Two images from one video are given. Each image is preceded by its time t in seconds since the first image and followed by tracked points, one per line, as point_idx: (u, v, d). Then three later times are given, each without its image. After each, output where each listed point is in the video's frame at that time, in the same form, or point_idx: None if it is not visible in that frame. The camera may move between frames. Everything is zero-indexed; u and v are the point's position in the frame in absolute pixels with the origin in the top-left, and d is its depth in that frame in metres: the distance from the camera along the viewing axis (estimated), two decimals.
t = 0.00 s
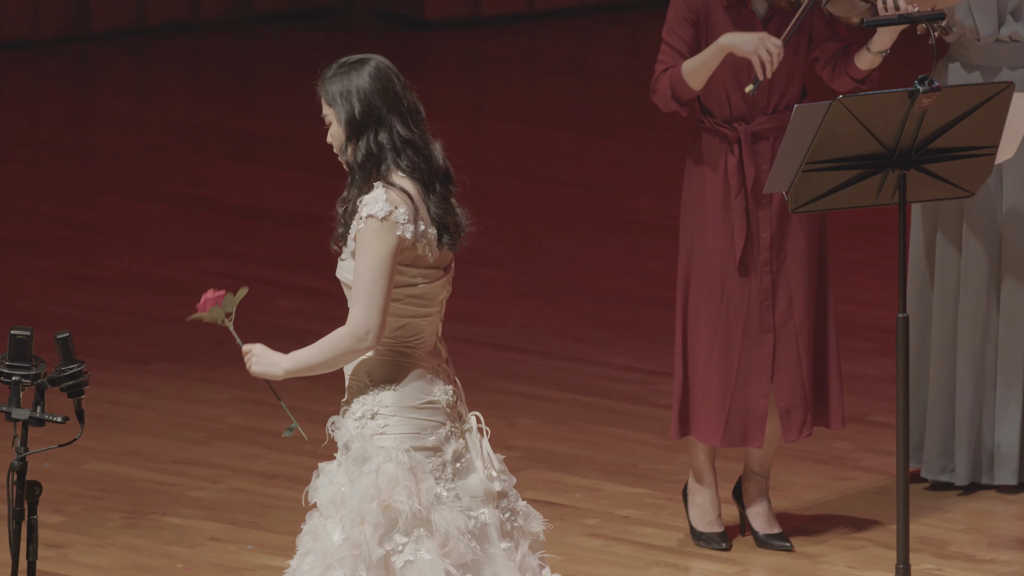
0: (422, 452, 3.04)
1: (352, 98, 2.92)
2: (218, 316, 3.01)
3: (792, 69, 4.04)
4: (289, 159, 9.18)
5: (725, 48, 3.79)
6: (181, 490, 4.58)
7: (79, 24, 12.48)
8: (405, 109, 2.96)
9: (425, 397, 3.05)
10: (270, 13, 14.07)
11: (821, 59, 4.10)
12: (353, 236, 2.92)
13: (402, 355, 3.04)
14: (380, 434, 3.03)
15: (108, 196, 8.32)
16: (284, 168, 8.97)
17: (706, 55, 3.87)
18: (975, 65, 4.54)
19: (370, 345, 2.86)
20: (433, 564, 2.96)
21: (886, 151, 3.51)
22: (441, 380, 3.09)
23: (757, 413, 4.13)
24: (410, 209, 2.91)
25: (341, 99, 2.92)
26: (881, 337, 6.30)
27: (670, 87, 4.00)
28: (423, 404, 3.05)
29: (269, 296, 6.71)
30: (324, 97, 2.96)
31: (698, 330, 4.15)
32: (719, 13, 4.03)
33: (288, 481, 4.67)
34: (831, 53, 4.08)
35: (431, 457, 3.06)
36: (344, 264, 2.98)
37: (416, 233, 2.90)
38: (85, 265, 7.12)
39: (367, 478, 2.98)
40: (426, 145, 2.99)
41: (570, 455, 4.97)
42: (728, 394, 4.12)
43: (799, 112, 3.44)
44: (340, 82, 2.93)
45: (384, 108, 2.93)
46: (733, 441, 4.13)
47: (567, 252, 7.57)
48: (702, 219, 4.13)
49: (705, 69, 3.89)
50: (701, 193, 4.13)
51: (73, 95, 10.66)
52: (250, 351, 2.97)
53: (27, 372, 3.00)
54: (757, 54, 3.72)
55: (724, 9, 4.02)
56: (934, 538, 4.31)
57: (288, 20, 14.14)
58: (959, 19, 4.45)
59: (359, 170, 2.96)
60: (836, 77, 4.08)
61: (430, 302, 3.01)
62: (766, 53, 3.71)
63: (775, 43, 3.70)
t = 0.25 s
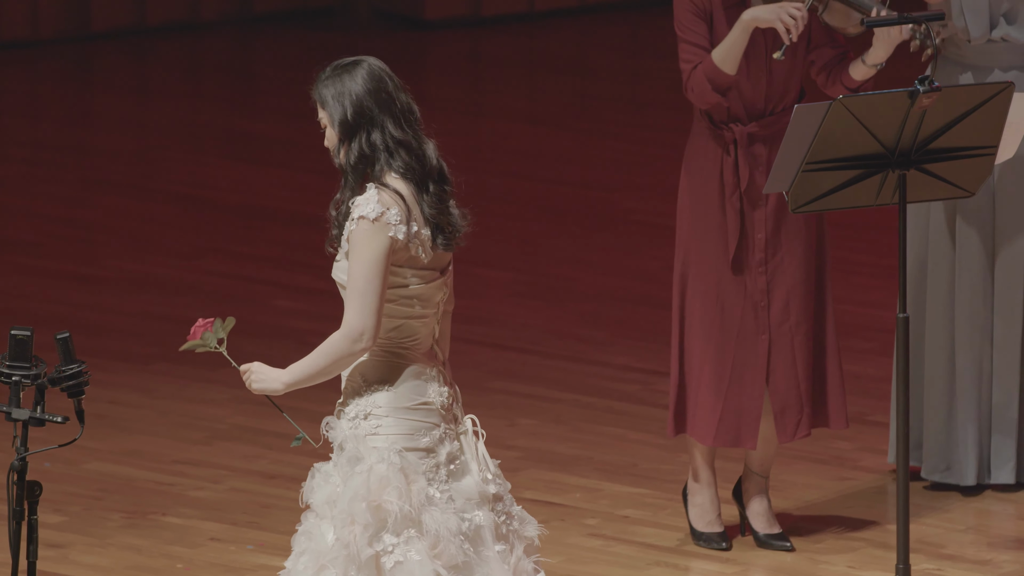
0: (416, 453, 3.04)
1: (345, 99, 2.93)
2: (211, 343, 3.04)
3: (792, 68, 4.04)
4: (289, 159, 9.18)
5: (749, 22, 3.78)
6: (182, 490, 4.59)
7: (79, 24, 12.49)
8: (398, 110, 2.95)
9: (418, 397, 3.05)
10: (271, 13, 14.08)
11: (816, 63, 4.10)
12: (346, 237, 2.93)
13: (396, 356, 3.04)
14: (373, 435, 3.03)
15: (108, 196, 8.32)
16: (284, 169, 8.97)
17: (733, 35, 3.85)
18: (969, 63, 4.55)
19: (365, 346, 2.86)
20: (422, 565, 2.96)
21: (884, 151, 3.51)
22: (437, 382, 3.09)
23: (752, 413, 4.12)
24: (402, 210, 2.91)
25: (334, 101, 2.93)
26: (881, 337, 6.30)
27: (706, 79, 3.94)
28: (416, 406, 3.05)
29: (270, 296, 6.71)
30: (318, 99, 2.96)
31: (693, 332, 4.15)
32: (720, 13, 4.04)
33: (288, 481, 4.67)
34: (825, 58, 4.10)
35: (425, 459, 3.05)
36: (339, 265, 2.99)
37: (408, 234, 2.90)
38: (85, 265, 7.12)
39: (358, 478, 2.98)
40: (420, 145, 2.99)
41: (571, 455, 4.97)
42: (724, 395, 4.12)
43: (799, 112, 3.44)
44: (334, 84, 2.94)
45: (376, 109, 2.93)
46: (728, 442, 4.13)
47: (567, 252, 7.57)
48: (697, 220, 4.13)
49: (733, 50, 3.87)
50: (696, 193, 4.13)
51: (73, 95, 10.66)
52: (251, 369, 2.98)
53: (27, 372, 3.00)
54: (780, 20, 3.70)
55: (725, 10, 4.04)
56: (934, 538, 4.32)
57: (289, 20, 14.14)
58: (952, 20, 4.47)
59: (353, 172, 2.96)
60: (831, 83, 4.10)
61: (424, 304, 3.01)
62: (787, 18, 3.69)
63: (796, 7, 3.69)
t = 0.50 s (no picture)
0: (410, 453, 3.03)
1: (342, 98, 2.93)
2: (215, 346, 3.03)
3: (791, 72, 4.04)
4: (289, 159, 9.18)
5: (755, 26, 3.77)
6: (182, 490, 4.59)
7: (79, 24, 12.49)
8: (394, 108, 2.95)
9: (414, 397, 3.04)
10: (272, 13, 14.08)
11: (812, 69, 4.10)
12: (343, 236, 2.93)
13: (393, 356, 3.04)
14: (369, 433, 3.02)
15: (108, 197, 8.32)
16: (285, 169, 8.97)
17: (739, 37, 3.85)
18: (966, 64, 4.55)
19: (363, 346, 2.86)
20: (413, 565, 2.95)
21: (886, 151, 3.51)
22: (433, 382, 3.08)
23: (747, 413, 4.12)
24: (398, 208, 2.90)
25: (331, 100, 2.94)
26: (881, 337, 6.30)
27: (710, 81, 3.95)
28: (411, 405, 3.04)
29: (270, 297, 6.71)
30: (315, 99, 2.97)
31: (690, 332, 4.16)
32: (722, 15, 4.03)
33: (289, 481, 4.67)
34: (821, 64, 4.09)
35: (419, 458, 3.04)
36: (335, 264, 2.98)
37: (404, 233, 2.90)
38: (85, 265, 7.11)
39: (352, 477, 2.98)
40: (417, 144, 2.98)
41: (571, 455, 4.97)
42: (720, 396, 4.12)
43: (799, 113, 3.42)
44: (331, 83, 2.95)
45: (372, 108, 2.93)
46: (722, 440, 4.13)
47: (568, 252, 7.57)
48: (696, 220, 4.13)
49: (738, 52, 3.87)
50: (695, 195, 4.13)
51: (74, 95, 10.66)
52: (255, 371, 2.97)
53: (28, 372, 3.00)
54: (787, 26, 3.68)
55: (726, 12, 4.03)
56: (934, 538, 4.31)
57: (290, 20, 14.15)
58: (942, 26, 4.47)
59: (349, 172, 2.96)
60: (824, 90, 4.10)
61: (421, 304, 3.01)
62: (795, 23, 3.68)
63: (804, 12, 3.67)
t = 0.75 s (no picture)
0: (408, 450, 3.02)
1: (337, 98, 2.93)
2: (215, 341, 3.04)
3: (787, 71, 4.03)
4: (289, 159, 9.18)
5: (752, 20, 3.77)
6: (183, 490, 4.59)
7: (79, 23, 12.49)
8: (390, 107, 2.96)
9: (413, 394, 3.05)
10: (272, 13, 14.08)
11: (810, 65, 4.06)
12: (343, 237, 2.92)
13: (394, 355, 3.04)
14: (366, 431, 3.02)
15: (108, 196, 8.32)
16: (286, 168, 8.96)
17: (736, 33, 3.85)
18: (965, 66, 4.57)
19: (367, 344, 2.85)
20: (410, 563, 2.94)
21: (886, 151, 3.51)
22: (432, 381, 3.08)
23: (747, 410, 4.13)
24: (398, 206, 2.90)
25: (327, 101, 2.94)
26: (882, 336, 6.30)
27: (709, 78, 3.94)
28: (409, 403, 3.04)
29: (270, 296, 6.71)
30: (310, 101, 2.97)
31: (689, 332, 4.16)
32: (720, 13, 4.03)
33: (289, 481, 4.67)
34: (819, 61, 4.06)
35: (417, 456, 3.04)
36: (335, 264, 2.97)
37: (404, 230, 2.90)
38: (85, 265, 7.11)
39: (349, 474, 2.98)
40: (413, 142, 2.99)
41: (572, 455, 4.97)
42: (720, 394, 4.12)
43: (800, 111, 3.44)
44: (326, 84, 2.95)
45: (368, 106, 2.93)
46: (722, 438, 4.14)
47: (568, 251, 7.57)
48: (694, 220, 4.13)
49: (737, 47, 3.87)
50: (695, 194, 4.13)
51: (74, 94, 10.66)
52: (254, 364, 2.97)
53: (29, 372, 3.00)
54: (784, 20, 3.65)
55: (724, 10, 4.02)
56: (935, 538, 4.31)
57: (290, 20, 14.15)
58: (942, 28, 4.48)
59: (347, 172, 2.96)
60: (823, 86, 4.06)
61: (421, 301, 3.01)
62: (792, 17, 3.64)
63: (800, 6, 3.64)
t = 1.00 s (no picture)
0: (404, 446, 3.04)
1: (333, 96, 2.93)
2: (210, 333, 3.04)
3: (781, 67, 4.03)
4: (289, 158, 9.18)
5: (743, 14, 3.79)
6: (183, 489, 4.59)
7: (80, 23, 12.49)
8: (385, 104, 2.95)
9: (408, 390, 3.05)
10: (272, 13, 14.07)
11: (809, 57, 4.09)
12: (341, 235, 2.92)
13: (392, 350, 3.04)
14: (362, 427, 3.03)
15: (108, 196, 8.32)
16: (286, 168, 8.96)
17: (725, 28, 3.86)
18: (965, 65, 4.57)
19: (368, 342, 2.86)
20: (408, 557, 2.97)
21: (886, 151, 3.51)
22: (427, 378, 3.09)
23: (749, 409, 4.13)
24: (396, 204, 2.90)
25: (323, 99, 2.93)
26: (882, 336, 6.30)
27: (699, 73, 3.93)
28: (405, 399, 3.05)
29: (270, 296, 6.71)
30: (306, 98, 2.96)
31: (687, 330, 4.15)
32: (712, 11, 4.03)
33: (289, 481, 4.67)
34: (819, 51, 4.08)
35: (413, 451, 3.05)
36: (332, 260, 2.97)
37: (402, 228, 2.90)
38: (85, 265, 7.11)
39: (346, 470, 2.99)
40: (409, 138, 2.98)
41: (572, 454, 4.97)
42: (720, 393, 4.12)
43: (800, 111, 3.45)
44: (321, 82, 2.94)
45: (364, 104, 2.93)
46: (724, 437, 4.14)
47: (568, 251, 7.56)
48: (692, 217, 4.13)
49: (726, 41, 3.87)
50: (692, 192, 4.13)
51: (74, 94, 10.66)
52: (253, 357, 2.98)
53: (28, 372, 2.99)
54: (772, 13, 3.71)
55: (716, 8, 4.02)
56: (935, 537, 4.31)
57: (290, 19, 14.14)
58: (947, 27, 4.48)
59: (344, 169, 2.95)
60: (823, 77, 4.08)
61: (419, 298, 3.01)
62: (780, 9, 3.70)
63: None
